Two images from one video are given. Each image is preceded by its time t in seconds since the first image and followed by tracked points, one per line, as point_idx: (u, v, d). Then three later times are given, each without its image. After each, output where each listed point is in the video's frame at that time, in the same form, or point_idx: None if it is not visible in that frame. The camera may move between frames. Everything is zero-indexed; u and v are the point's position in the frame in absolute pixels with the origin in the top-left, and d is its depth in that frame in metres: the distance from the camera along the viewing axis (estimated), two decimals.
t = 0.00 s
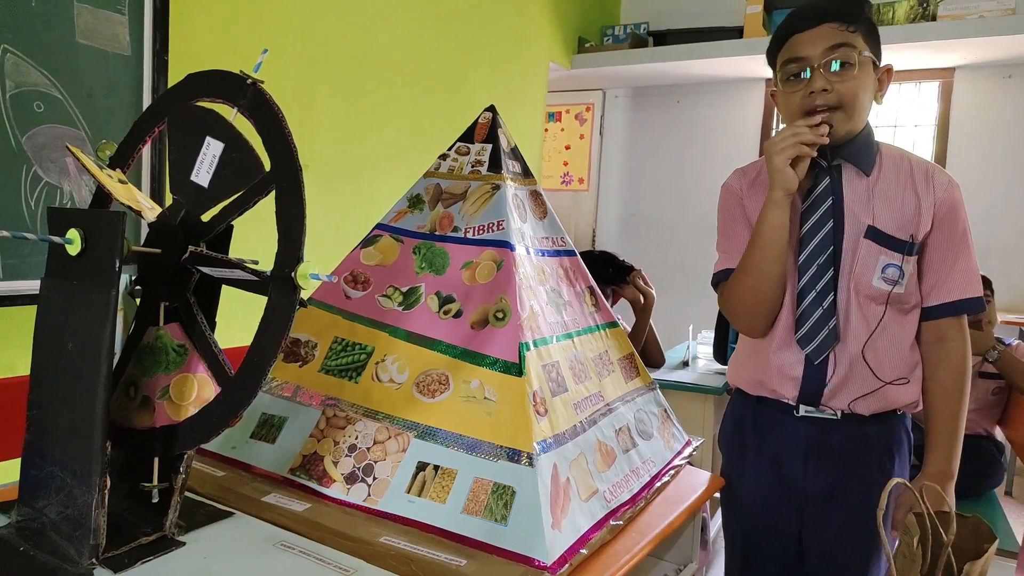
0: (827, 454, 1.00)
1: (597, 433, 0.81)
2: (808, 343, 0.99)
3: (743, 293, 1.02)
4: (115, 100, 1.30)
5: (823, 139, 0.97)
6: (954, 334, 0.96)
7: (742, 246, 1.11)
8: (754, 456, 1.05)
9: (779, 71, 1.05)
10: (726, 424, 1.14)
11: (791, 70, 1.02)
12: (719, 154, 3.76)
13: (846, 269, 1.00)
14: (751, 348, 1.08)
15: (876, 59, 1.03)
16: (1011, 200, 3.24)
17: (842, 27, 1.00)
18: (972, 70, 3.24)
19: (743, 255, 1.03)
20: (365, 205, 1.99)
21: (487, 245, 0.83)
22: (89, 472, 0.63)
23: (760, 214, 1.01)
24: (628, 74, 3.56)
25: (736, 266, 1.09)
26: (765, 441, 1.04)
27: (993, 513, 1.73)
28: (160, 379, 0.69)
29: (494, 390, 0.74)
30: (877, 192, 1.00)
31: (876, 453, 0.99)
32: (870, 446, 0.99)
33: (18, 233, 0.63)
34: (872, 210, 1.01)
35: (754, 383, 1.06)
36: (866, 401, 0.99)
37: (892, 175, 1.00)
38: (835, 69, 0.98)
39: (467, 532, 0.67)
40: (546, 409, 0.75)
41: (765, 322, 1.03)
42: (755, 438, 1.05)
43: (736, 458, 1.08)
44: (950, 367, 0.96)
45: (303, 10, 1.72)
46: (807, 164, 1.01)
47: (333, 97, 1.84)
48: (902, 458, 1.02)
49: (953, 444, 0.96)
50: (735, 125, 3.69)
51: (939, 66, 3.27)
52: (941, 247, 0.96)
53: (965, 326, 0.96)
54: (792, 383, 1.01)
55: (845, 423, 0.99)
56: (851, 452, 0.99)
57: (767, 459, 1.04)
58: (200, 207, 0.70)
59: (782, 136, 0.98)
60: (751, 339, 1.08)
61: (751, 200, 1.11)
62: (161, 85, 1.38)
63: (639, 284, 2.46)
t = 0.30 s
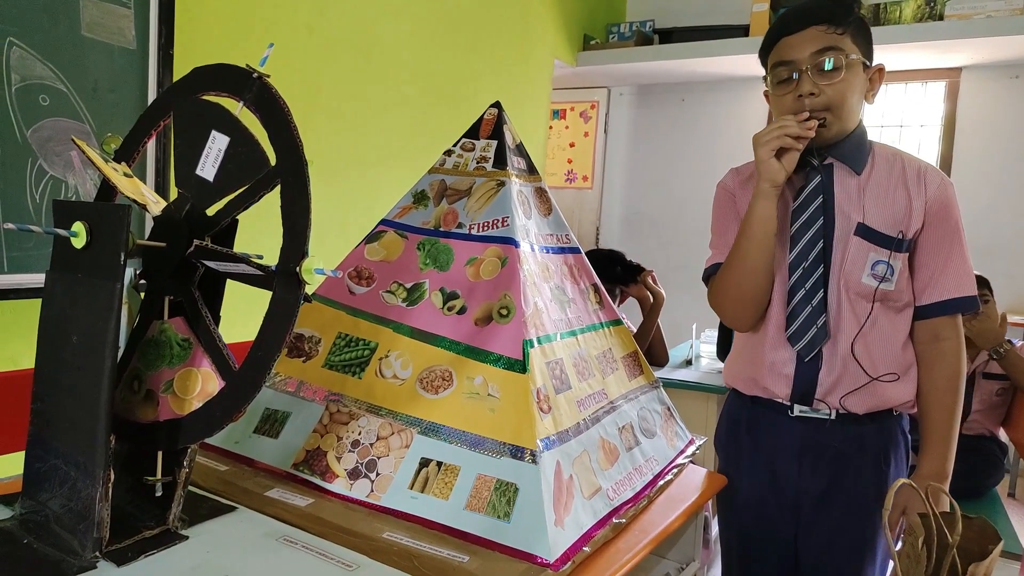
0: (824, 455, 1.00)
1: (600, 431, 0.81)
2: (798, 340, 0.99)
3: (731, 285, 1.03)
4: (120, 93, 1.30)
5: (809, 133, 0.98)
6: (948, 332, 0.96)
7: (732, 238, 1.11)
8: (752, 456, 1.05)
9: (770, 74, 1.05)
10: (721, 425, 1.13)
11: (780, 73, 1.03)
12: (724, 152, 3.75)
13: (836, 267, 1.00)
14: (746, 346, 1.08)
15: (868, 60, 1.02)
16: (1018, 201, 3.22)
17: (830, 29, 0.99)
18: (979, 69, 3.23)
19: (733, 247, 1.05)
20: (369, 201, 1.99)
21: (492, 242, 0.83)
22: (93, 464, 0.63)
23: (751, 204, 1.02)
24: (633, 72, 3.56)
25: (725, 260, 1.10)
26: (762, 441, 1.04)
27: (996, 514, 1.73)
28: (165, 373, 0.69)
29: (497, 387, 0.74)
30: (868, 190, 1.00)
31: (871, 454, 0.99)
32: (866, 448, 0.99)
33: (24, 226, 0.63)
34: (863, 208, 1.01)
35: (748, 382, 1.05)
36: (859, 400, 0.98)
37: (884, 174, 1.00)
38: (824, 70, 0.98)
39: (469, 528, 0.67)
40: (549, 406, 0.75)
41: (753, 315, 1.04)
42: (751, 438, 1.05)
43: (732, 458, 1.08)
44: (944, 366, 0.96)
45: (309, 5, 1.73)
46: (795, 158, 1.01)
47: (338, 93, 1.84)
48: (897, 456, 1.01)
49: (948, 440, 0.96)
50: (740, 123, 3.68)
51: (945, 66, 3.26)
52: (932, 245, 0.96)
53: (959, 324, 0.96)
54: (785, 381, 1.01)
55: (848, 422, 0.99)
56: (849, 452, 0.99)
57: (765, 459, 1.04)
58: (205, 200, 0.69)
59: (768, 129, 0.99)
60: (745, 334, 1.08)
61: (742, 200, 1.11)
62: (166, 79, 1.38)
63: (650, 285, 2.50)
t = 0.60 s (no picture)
0: (821, 456, 1.00)
1: (604, 431, 0.81)
2: (796, 339, 1.00)
3: (727, 285, 1.03)
4: (125, 93, 1.31)
5: (805, 132, 0.97)
6: (945, 332, 0.96)
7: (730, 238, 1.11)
8: (748, 457, 1.05)
9: (766, 74, 1.05)
10: (719, 425, 1.13)
11: (776, 74, 1.03)
12: (727, 152, 3.75)
13: (832, 267, 1.00)
14: (744, 346, 1.08)
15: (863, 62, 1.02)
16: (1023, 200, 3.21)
17: (826, 31, 1.00)
18: (984, 69, 3.22)
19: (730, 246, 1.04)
20: (372, 200, 1.99)
21: (496, 241, 0.83)
22: (98, 463, 0.63)
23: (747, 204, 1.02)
24: (636, 72, 3.55)
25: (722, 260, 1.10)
26: (760, 442, 1.04)
27: (1000, 515, 1.72)
28: (170, 372, 0.69)
29: (501, 387, 0.74)
30: (864, 190, 1.00)
31: (874, 454, 0.98)
32: (863, 450, 0.98)
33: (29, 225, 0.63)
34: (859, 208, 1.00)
35: (746, 381, 1.05)
36: (857, 399, 0.98)
37: (880, 173, 1.00)
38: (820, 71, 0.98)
39: (473, 528, 0.67)
40: (553, 406, 0.74)
41: (750, 315, 1.04)
42: (748, 440, 1.05)
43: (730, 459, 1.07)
44: (939, 366, 0.96)
45: (313, 5, 1.73)
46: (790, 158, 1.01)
47: (342, 92, 1.84)
48: (897, 456, 1.00)
49: (947, 439, 0.95)
50: (743, 123, 3.68)
51: (950, 66, 3.25)
52: (928, 244, 0.96)
53: (955, 324, 0.96)
54: (782, 380, 1.01)
55: (849, 421, 0.99)
56: (847, 452, 0.99)
57: (762, 461, 1.03)
58: (210, 199, 0.70)
59: (765, 128, 0.99)
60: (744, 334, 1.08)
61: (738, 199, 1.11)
62: (170, 79, 1.38)
63: (656, 286, 2.52)
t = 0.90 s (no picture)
0: (818, 457, 0.99)
1: (604, 432, 0.81)
2: (793, 339, 1.00)
3: (726, 286, 1.03)
4: (125, 94, 1.31)
5: (809, 132, 0.98)
6: (943, 335, 0.96)
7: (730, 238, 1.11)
8: (746, 458, 1.04)
9: (773, 69, 1.05)
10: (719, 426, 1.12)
11: (785, 69, 1.03)
12: (727, 153, 3.75)
13: (832, 267, 1.00)
14: (744, 346, 1.08)
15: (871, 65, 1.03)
16: None
17: (838, 29, 1.00)
18: (984, 69, 3.22)
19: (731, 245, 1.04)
20: (372, 201, 1.99)
21: (497, 242, 0.83)
22: (99, 465, 0.63)
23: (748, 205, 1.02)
24: (637, 73, 3.55)
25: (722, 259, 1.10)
26: (758, 443, 1.03)
27: (1002, 516, 1.72)
28: (171, 374, 0.69)
29: (502, 388, 0.74)
30: (865, 191, 1.00)
31: (874, 455, 0.98)
32: (860, 451, 0.98)
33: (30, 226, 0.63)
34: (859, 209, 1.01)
35: (744, 381, 1.05)
36: (856, 399, 0.97)
37: (882, 175, 1.00)
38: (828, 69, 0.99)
39: (473, 529, 0.67)
40: (554, 407, 0.74)
41: (748, 314, 1.03)
42: (747, 441, 1.04)
43: (729, 459, 1.07)
44: (938, 369, 0.97)
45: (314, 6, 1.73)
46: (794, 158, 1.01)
47: (343, 93, 1.84)
48: (899, 456, 1.00)
49: (945, 439, 0.96)
50: (744, 123, 3.68)
51: (950, 66, 3.25)
52: (928, 247, 0.97)
53: (954, 327, 0.96)
54: (779, 379, 1.01)
55: (850, 421, 0.98)
56: (845, 452, 0.98)
57: (760, 462, 1.03)
58: (210, 200, 0.70)
59: (769, 128, 0.99)
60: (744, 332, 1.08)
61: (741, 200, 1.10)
62: (170, 80, 1.38)
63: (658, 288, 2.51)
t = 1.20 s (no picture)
0: (824, 454, 0.99)
1: (603, 427, 0.81)
2: (805, 335, 0.99)
3: (736, 279, 1.03)
4: (123, 85, 1.30)
5: (827, 127, 0.96)
6: (955, 334, 0.97)
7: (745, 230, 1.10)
8: (753, 456, 1.05)
9: (795, 59, 1.05)
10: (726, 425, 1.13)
11: (806, 60, 1.02)
12: (727, 149, 3.74)
13: (846, 263, 1.00)
14: (755, 340, 1.08)
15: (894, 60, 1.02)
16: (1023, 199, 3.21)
17: (863, 22, 1.00)
18: (984, 67, 3.22)
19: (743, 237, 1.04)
20: (372, 195, 1.99)
21: (496, 237, 0.83)
22: (95, 457, 0.63)
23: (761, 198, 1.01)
24: (637, 68, 3.55)
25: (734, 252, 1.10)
26: (764, 439, 1.04)
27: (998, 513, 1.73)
28: (168, 366, 0.68)
29: (501, 383, 0.74)
30: (882, 188, 1.00)
31: (872, 452, 0.98)
32: (870, 446, 0.98)
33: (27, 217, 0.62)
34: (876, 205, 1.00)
35: (754, 377, 1.05)
36: (868, 396, 0.97)
37: (899, 172, 1.00)
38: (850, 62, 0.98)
39: (471, 523, 0.67)
40: (553, 402, 0.74)
41: (759, 307, 1.03)
42: (754, 438, 1.05)
43: (736, 453, 1.07)
44: (950, 368, 0.97)
45: None
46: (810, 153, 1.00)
47: (342, 86, 1.84)
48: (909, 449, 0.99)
49: (958, 439, 0.96)
50: (744, 120, 3.67)
51: (950, 64, 3.25)
52: (944, 246, 0.97)
53: (967, 326, 0.97)
54: (793, 377, 1.00)
55: (859, 419, 0.98)
56: (852, 450, 0.98)
57: (767, 460, 1.03)
58: (209, 192, 0.69)
59: (786, 121, 0.98)
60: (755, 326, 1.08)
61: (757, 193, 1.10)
62: (169, 72, 1.37)
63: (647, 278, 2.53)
